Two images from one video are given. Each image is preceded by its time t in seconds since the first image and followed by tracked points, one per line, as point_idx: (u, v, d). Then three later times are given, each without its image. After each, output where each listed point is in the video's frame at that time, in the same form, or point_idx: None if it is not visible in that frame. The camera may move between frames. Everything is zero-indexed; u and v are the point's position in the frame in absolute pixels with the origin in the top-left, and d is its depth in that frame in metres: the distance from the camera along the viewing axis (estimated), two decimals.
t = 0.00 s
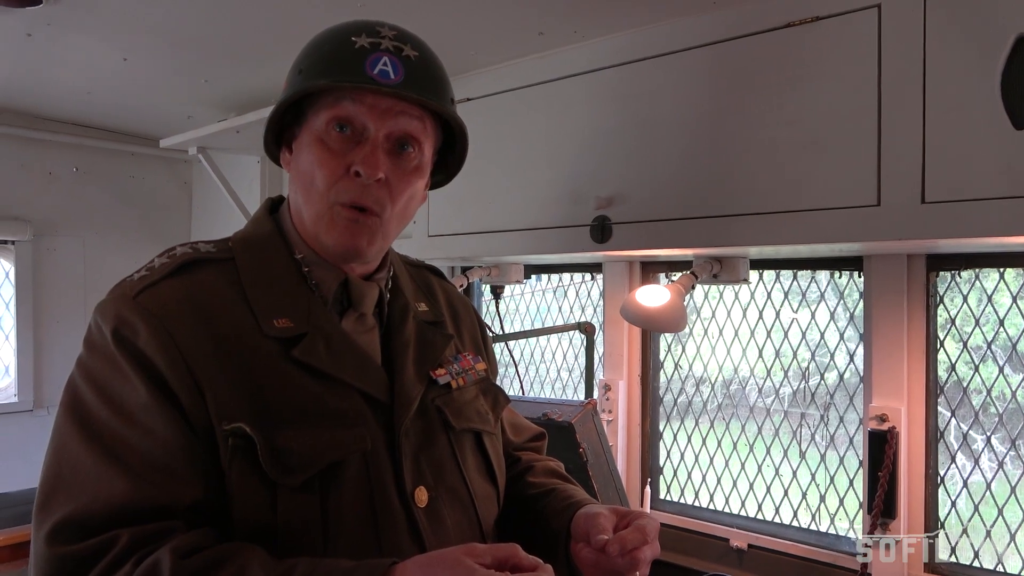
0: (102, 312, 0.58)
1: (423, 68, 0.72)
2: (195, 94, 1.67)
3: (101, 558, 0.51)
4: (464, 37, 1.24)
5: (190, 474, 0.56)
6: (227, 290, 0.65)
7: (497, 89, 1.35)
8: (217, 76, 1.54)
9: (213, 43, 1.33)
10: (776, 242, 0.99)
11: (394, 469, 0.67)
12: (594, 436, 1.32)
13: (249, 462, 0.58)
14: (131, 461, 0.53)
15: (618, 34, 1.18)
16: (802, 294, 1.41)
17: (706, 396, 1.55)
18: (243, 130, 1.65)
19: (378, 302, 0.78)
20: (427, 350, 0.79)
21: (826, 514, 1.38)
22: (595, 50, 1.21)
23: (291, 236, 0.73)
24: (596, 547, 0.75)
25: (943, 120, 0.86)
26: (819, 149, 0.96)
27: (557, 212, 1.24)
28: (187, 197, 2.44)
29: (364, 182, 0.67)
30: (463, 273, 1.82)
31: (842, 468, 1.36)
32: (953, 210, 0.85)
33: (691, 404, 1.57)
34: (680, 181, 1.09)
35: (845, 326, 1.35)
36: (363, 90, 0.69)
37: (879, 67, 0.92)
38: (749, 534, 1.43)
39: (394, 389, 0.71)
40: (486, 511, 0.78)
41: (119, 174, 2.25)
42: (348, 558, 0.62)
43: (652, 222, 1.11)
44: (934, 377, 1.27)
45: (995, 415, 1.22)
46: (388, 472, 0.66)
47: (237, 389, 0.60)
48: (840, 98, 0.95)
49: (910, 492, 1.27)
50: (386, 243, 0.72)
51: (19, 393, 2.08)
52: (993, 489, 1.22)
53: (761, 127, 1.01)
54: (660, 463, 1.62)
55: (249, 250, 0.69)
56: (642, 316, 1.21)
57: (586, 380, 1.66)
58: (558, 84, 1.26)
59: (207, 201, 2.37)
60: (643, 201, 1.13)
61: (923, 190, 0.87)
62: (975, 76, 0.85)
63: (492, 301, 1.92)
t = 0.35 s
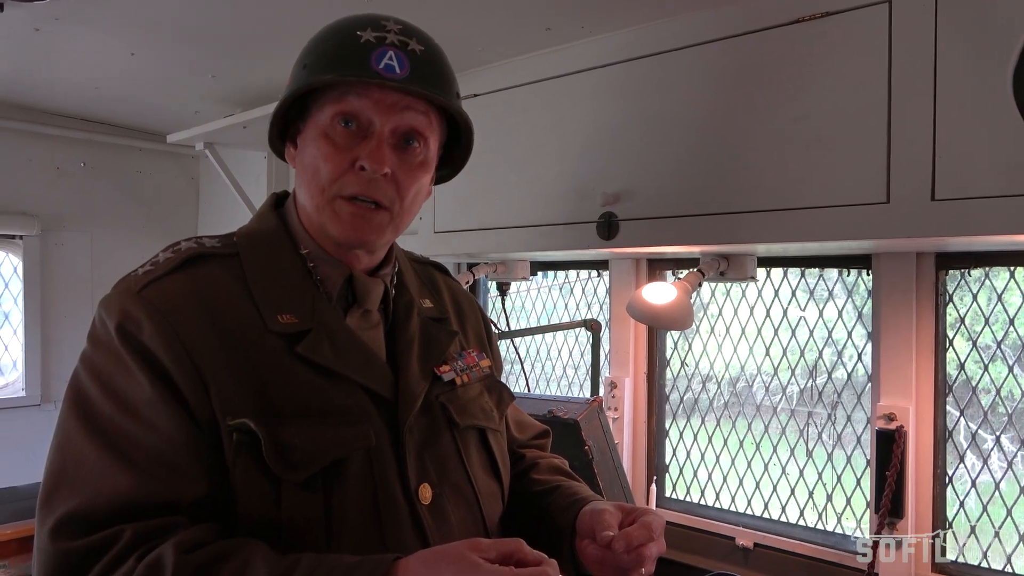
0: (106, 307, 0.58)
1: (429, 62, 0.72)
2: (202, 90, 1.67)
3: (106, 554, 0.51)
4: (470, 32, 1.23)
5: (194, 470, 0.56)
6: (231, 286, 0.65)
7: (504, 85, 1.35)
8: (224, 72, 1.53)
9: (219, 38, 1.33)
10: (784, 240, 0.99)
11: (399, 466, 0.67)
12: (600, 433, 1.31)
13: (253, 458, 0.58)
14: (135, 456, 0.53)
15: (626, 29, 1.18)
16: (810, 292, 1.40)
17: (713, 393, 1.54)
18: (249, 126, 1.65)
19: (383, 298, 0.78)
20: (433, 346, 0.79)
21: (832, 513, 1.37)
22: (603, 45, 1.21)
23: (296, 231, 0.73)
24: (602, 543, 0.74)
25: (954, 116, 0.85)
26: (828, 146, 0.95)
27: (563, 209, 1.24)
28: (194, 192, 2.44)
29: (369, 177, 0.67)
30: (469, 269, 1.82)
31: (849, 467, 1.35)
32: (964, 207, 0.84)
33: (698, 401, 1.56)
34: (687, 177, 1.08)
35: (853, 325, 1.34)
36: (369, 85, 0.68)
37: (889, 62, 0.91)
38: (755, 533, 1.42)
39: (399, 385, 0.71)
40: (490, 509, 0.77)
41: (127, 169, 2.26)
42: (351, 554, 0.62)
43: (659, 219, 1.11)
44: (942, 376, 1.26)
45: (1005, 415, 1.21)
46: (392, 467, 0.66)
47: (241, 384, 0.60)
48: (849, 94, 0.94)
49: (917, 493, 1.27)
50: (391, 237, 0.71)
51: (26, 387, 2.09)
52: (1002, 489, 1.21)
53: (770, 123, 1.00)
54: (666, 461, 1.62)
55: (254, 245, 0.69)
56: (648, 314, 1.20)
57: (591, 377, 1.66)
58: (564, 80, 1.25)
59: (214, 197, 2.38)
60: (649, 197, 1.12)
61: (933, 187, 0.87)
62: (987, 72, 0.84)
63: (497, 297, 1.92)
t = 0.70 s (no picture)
0: (106, 304, 0.58)
1: (432, 58, 0.71)
2: (208, 86, 1.68)
3: (107, 552, 0.51)
4: (476, 28, 1.23)
5: (193, 467, 0.55)
6: (233, 281, 0.65)
7: (509, 81, 1.34)
8: (229, 68, 1.53)
9: (224, 34, 1.33)
10: (789, 238, 0.98)
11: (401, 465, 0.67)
12: (604, 431, 1.31)
13: (254, 455, 0.58)
14: (136, 454, 0.53)
15: (632, 25, 1.17)
16: (815, 290, 1.40)
17: (717, 391, 1.53)
18: (254, 122, 1.65)
19: (385, 294, 0.78)
20: (436, 343, 0.78)
21: (837, 512, 1.37)
22: (608, 42, 1.20)
23: (298, 227, 0.73)
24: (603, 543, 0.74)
25: (962, 113, 0.85)
26: (834, 143, 0.95)
27: (568, 206, 1.23)
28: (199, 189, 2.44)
29: (373, 173, 0.66)
30: (474, 266, 1.82)
31: (855, 467, 1.35)
32: (972, 205, 0.83)
33: (702, 400, 1.56)
34: (692, 175, 1.08)
35: (860, 324, 1.33)
36: (372, 81, 0.68)
37: (897, 59, 0.90)
38: (759, 532, 1.42)
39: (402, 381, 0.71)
40: (493, 506, 0.77)
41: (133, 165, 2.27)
42: (353, 551, 0.61)
43: (664, 217, 1.10)
44: (948, 376, 1.25)
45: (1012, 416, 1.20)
46: (395, 464, 0.66)
47: (242, 381, 0.60)
48: (857, 91, 0.93)
49: (923, 494, 1.26)
50: (394, 234, 0.71)
51: (32, 382, 2.10)
52: (1009, 490, 1.20)
53: (776, 121, 1.00)
54: (670, 459, 1.61)
55: (255, 241, 0.69)
56: (653, 312, 1.20)
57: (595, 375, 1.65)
58: (570, 76, 1.25)
59: (219, 193, 2.38)
60: (654, 195, 1.12)
61: (940, 185, 0.86)
62: (996, 69, 0.83)
63: (502, 295, 1.92)
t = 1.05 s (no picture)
0: (141, 289, 0.59)
1: (458, 49, 0.70)
2: (212, 83, 1.68)
3: (114, 528, 0.52)
4: (479, 26, 1.23)
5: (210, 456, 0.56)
6: (263, 274, 0.65)
7: (513, 79, 1.34)
8: (233, 65, 1.53)
9: (229, 31, 1.33)
10: (793, 236, 0.98)
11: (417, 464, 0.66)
12: (606, 429, 1.30)
13: (272, 447, 0.58)
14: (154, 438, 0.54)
15: (636, 23, 1.17)
16: (819, 289, 1.39)
17: (720, 389, 1.53)
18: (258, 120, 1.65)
19: (416, 290, 0.77)
20: (461, 342, 0.78)
21: (840, 511, 1.36)
22: (612, 40, 1.20)
23: (332, 222, 0.73)
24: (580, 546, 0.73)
25: (966, 112, 0.84)
26: (838, 141, 0.94)
27: (571, 203, 1.23)
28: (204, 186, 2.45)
29: (406, 165, 0.66)
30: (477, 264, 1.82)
31: (858, 466, 1.34)
32: (976, 204, 0.83)
33: (705, 398, 1.56)
34: (696, 173, 1.07)
35: (864, 323, 1.33)
36: (400, 73, 0.68)
37: (903, 57, 0.89)
38: (761, 531, 1.42)
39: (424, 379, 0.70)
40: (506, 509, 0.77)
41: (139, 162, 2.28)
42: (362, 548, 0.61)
43: (667, 215, 1.10)
44: (953, 375, 1.25)
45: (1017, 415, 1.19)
46: (410, 462, 0.66)
47: (266, 372, 0.60)
48: (861, 89, 0.93)
49: (927, 493, 1.26)
50: (428, 224, 0.71)
51: (37, 378, 2.10)
52: (1012, 491, 1.20)
53: (780, 118, 0.99)
54: (673, 457, 1.61)
55: (289, 233, 0.69)
56: (656, 310, 1.20)
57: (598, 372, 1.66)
58: (573, 74, 1.24)
59: (223, 190, 2.38)
60: (658, 193, 1.12)
61: (945, 184, 0.86)
62: (1002, 67, 0.82)
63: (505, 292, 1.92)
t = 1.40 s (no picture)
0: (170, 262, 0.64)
1: (488, 51, 0.72)
2: (215, 82, 1.68)
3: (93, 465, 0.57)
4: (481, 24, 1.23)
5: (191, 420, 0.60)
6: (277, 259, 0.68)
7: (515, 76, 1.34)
8: (236, 63, 1.54)
9: (231, 30, 1.34)
10: (795, 234, 0.98)
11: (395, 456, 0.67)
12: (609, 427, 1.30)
13: (252, 422, 0.61)
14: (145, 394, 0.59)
15: (638, 21, 1.17)
16: (822, 287, 1.39)
17: (723, 388, 1.53)
18: (261, 118, 1.65)
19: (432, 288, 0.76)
20: (473, 344, 0.76)
21: (842, 510, 1.36)
22: (614, 37, 1.20)
23: (359, 216, 0.75)
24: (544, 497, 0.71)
25: (969, 109, 0.84)
26: (840, 139, 0.94)
27: (573, 202, 1.23)
28: (207, 184, 2.45)
29: (431, 156, 0.67)
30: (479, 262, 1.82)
31: (860, 463, 1.34)
32: (979, 201, 0.83)
33: (708, 396, 1.56)
34: (698, 171, 1.07)
35: (866, 321, 1.33)
36: (429, 71, 0.70)
37: (905, 54, 0.89)
38: (763, 529, 1.42)
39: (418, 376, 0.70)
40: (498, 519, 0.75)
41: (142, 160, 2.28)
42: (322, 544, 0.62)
43: (669, 213, 1.10)
44: (955, 373, 1.25)
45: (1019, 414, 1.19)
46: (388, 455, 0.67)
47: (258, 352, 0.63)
48: (863, 87, 0.93)
49: (928, 493, 1.26)
50: (452, 219, 0.72)
51: (40, 376, 2.11)
52: (1014, 490, 1.19)
53: (781, 116, 0.99)
54: (675, 456, 1.61)
55: (312, 223, 0.72)
56: (658, 308, 1.20)
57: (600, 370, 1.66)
58: (575, 71, 1.24)
59: (226, 188, 2.39)
60: (660, 191, 1.12)
61: (947, 181, 0.85)
62: (1004, 64, 0.82)
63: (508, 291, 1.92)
